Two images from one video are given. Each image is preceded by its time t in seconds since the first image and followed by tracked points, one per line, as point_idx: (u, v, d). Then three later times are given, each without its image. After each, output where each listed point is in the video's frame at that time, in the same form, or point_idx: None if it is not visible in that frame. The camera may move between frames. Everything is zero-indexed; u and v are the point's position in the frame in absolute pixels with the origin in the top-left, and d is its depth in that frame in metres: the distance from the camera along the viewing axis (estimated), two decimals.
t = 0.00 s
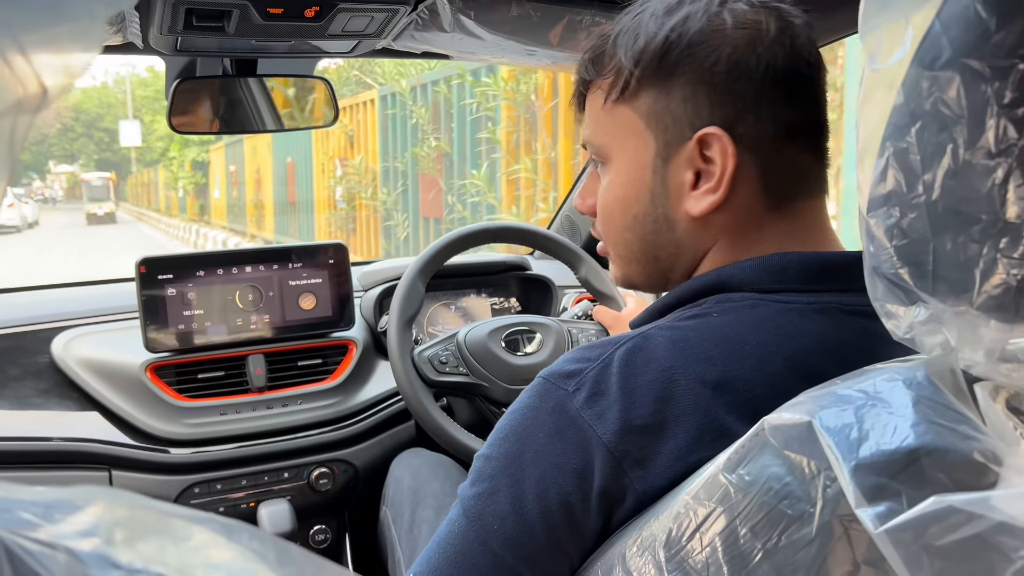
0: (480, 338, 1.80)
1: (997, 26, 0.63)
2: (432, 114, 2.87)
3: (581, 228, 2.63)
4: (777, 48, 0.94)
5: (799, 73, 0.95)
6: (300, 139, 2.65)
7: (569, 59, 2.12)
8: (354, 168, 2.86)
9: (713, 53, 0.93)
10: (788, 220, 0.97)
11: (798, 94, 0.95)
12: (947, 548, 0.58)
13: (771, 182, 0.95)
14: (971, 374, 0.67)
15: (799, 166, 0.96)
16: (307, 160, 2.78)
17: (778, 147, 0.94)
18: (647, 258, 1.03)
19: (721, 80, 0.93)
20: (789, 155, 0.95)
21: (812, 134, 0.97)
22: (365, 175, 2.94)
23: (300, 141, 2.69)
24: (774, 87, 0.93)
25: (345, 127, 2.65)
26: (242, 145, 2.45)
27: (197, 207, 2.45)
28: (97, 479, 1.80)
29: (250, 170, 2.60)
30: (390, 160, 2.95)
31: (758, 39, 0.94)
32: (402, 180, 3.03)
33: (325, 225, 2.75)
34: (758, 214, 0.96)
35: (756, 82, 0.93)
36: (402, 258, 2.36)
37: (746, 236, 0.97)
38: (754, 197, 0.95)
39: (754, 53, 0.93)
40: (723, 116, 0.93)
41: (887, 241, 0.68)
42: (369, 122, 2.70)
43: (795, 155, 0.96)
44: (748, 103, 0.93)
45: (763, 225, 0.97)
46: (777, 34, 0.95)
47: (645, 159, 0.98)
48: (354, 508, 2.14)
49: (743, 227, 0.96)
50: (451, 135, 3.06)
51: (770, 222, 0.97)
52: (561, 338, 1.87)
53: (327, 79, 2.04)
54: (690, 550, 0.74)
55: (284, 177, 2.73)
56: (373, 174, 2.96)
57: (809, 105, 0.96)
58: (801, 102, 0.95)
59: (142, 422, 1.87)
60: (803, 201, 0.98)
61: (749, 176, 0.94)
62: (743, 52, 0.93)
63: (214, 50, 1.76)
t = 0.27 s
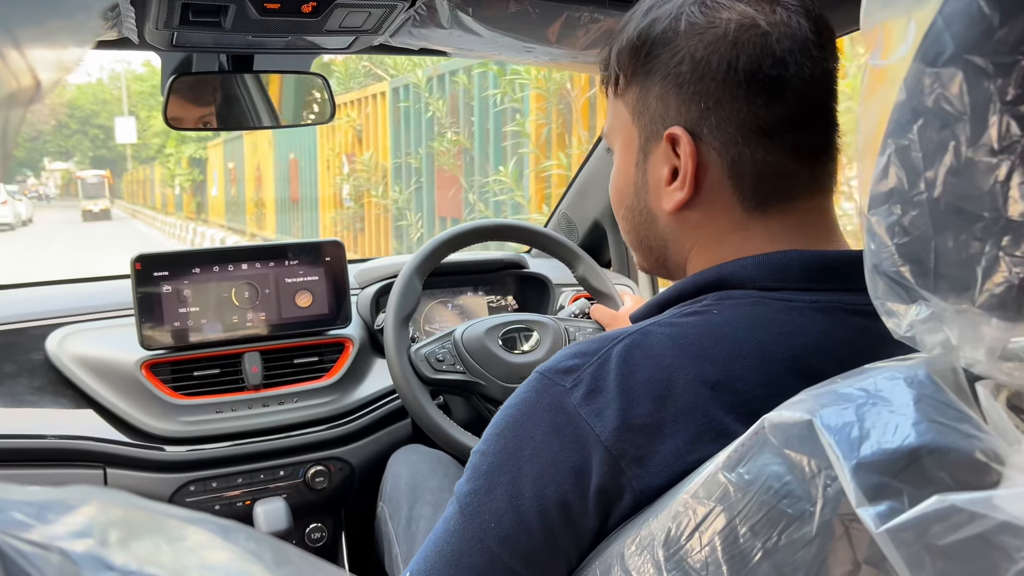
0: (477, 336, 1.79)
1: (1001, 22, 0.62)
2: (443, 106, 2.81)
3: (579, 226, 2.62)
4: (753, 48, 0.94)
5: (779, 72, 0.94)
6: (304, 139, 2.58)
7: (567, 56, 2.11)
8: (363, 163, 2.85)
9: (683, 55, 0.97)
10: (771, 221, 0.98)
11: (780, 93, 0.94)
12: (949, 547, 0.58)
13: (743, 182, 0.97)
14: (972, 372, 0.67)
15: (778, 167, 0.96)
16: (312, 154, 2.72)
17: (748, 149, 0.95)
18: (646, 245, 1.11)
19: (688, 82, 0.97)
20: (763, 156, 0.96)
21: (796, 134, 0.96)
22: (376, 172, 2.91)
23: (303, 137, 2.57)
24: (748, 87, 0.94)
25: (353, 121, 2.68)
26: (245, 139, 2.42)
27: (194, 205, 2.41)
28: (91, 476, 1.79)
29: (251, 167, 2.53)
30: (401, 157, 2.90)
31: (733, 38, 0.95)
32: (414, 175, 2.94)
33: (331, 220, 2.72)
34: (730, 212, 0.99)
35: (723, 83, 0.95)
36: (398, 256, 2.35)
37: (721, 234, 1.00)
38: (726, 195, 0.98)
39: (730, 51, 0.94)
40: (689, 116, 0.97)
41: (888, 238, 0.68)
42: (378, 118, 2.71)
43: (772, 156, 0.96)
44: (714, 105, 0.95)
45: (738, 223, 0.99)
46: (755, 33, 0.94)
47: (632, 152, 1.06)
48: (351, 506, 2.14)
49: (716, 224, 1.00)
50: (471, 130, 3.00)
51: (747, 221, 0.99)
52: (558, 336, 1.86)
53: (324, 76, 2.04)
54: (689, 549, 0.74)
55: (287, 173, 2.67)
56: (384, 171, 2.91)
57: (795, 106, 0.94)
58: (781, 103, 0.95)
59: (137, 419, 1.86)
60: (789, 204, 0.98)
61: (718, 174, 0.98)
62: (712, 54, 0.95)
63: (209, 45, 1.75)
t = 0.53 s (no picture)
0: (473, 333, 1.80)
1: (992, 22, 0.62)
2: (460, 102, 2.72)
3: (575, 225, 2.63)
4: (758, 42, 0.94)
5: (782, 68, 0.94)
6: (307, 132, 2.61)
7: (563, 54, 2.11)
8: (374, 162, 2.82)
9: (688, 48, 0.97)
10: (769, 218, 0.98)
11: (783, 88, 0.95)
12: (940, 543, 0.58)
13: (743, 177, 0.97)
14: (964, 370, 0.67)
15: (778, 163, 0.96)
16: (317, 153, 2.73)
17: (749, 144, 0.96)
18: (643, 238, 1.11)
19: (691, 75, 0.97)
20: (763, 151, 0.96)
21: (797, 131, 0.96)
22: (388, 170, 2.87)
23: (308, 133, 2.63)
24: (751, 81, 0.94)
25: (363, 116, 2.66)
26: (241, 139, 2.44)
27: (192, 203, 2.43)
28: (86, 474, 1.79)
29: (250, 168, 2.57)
30: (415, 153, 2.88)
31: (738, 33, 0.95)
32: (428, 177, 2.90)
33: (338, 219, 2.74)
34: (729, 207, 0.99)
35: (727, 76, 0.95)
36: (394, 254, 2.35)
37: (719, 229, 1.01)
38: (725, 189, 0.99)
39: (734, 46, 0.94)
40: (691, 109, 0.98)
41: (881, 236, 0.68)
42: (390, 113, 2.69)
43: (772, 152, 0.96)
44: (717, 98, 0.96)
45: (737, 219, 0.99)
46: (760, 28, 0.95)
47: (634, 144, 1.07)
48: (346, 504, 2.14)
49: (715, 219, 1.00)
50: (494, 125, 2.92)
51: (746, 217, 0.99)
52: (553, 333, 1.86)
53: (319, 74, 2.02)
54: (683, 546, 0.74)
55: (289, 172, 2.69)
56: (396, 168, 2.87)
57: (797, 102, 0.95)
58: (783, 99, 0.95)
59: (132, 416, 1.86)
60: (787, 201, 0.98)
61: (718, 168, 0.98)
62: (716, 47, 0.95)
63: (205, 43, 1.75)
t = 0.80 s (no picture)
0: (472, 334, 1.80)
1: (994, 25, 0.63)
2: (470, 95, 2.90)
3: (574, 226, 2.63)
4: (732, 47, 0.94)
5: (757, 70, 0.94)
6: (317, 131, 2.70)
7: (563, 55, 2.11)
8: (386, 160, 2.93)
9: (666, 55, 0.98)
10: (758, 221, 0.98)
11: (762, 90, 0.94)
12: (941, 545, 0.59)
13: (727, 182, 0.98)
14: (965, 371, 0.68)
15: (761, 166, 0.96)
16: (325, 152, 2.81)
17: (730, 148, 0.96)
18: (640, 243, 1.12)
19: (670, 82, 0.98)
20: (745, 155, 0.96)
21: (779, 133, 0.95)
22: (403, 169, 2.99)
23: (314, 132, 2.71)
24: (728, 86, 0.95)
25: (374, 112, 2.78)
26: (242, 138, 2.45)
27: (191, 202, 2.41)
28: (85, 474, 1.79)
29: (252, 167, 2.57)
30: (433, 151, 3.07)
31: (712, 37, 0.95)
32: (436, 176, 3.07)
33: (347, 219, 2.77)
34: (716, 211, 1.00)
35: (703, 83, 0.95)
36: (393, 254, 2.35)
37: (708, 233, 1.01)
38: (711, 193, 0.99)
39: (709, 51, 0.95)
40: (672, 117, 0.99)
41: (882, 239, 0.69)
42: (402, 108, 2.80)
43: (754, 156, 0.96)
44: (695, 104, 0.96)
45: (724, 222, 1.00)
46: (734, 31, 0.94)
47: (625, 151, 1.08)
48: (345, 504, 2.14)
49: (703, 223, 1.01)
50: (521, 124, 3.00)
51: (734, 220, 1.00)
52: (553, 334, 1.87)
53: (318, 74, 2.01)
54: (684, 547, 0.74)
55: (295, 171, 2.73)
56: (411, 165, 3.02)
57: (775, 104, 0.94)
58: (762, 101, 0.95)
59: (130, 415, 1.86)
60: (774, 204, 0.98)
61: (702, 173, 0.99)
62: (692, 54, 0.96)
63: (205, 43, 1.74)
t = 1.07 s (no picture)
0: (469, 332, 1.79)
1: (993, 21, 0.62)
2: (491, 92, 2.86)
3: (573, 224, 2.62)
4: (735, 44, 0.94)
5: (760, 69, 0.94)
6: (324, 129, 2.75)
7: (561, 52, 2.11)
8: (401, 157, 3.00)
9: (668, 51, 0.98)
10: (756, 219, 0.98)
11: (764, 89, 0.94)
12: (939, 542, 0.58)
13: (726, 179, 0.98)
14: (963, 369, 0.67)
15: (761, 164, 0.96)
16: (334, 150, 2.84)
17: (730, 146, 0.96)
18: (638, 239, 1.12)
19: (672, 78, 0.98)
20: (744, 153, 0.96)
21: (779, 132, 0.95)
22: (422, 166, 3.07)
23: (323, 129, 2.75)
24: (730, 83, 0.95)
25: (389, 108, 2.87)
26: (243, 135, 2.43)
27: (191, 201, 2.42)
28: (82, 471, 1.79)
29: (255, 165, 2.60)
30: (454, 149, 3.10)
31: (715, 35, 0.95)
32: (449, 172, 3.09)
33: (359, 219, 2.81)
34: (714, 209, 1.00)
35: (705, 80, 0.95)
36: (391, 252, 2.34)
37: (706, 230, 1.01)
38: (710, 190, 0.99)
39: (712, 48, 0.95)
40: (672, 113, 0.99)
41: (880, 235, 0.68)
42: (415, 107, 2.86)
43: (753, 154, 0.96)
44: (695, 101, 0.96)
45: (722, 220, 1.00)
46: (737, 30, 0.94)
47: (625, 146, 1.08)
48: (343, 503, 2.14)
49: (700, 221, 1.01)
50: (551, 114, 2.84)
51: (732, 218, 0.99)
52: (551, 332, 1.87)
53: (316, 71, 2.01)
54: (681, 544, 0.74)
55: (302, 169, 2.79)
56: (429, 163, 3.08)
57: (777, 103, 0.94)
58: (763, 100, 0.94)
59: (126, 413, 1.85)
60: (773, 202, 0.98)
61: (701, 170, 0.99)
62: (694, 50, 0.96)
63: (203, 40, 1.74)
